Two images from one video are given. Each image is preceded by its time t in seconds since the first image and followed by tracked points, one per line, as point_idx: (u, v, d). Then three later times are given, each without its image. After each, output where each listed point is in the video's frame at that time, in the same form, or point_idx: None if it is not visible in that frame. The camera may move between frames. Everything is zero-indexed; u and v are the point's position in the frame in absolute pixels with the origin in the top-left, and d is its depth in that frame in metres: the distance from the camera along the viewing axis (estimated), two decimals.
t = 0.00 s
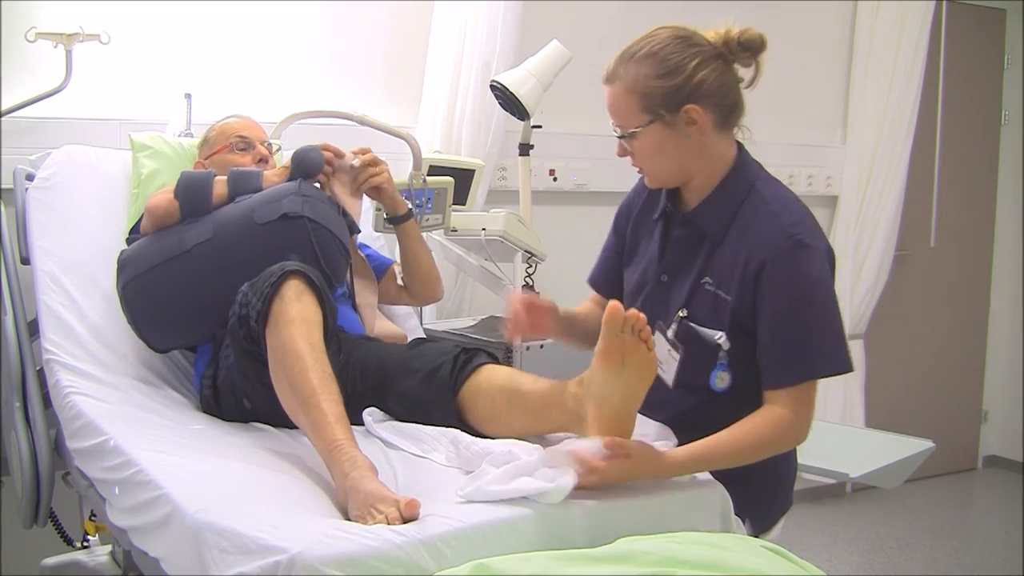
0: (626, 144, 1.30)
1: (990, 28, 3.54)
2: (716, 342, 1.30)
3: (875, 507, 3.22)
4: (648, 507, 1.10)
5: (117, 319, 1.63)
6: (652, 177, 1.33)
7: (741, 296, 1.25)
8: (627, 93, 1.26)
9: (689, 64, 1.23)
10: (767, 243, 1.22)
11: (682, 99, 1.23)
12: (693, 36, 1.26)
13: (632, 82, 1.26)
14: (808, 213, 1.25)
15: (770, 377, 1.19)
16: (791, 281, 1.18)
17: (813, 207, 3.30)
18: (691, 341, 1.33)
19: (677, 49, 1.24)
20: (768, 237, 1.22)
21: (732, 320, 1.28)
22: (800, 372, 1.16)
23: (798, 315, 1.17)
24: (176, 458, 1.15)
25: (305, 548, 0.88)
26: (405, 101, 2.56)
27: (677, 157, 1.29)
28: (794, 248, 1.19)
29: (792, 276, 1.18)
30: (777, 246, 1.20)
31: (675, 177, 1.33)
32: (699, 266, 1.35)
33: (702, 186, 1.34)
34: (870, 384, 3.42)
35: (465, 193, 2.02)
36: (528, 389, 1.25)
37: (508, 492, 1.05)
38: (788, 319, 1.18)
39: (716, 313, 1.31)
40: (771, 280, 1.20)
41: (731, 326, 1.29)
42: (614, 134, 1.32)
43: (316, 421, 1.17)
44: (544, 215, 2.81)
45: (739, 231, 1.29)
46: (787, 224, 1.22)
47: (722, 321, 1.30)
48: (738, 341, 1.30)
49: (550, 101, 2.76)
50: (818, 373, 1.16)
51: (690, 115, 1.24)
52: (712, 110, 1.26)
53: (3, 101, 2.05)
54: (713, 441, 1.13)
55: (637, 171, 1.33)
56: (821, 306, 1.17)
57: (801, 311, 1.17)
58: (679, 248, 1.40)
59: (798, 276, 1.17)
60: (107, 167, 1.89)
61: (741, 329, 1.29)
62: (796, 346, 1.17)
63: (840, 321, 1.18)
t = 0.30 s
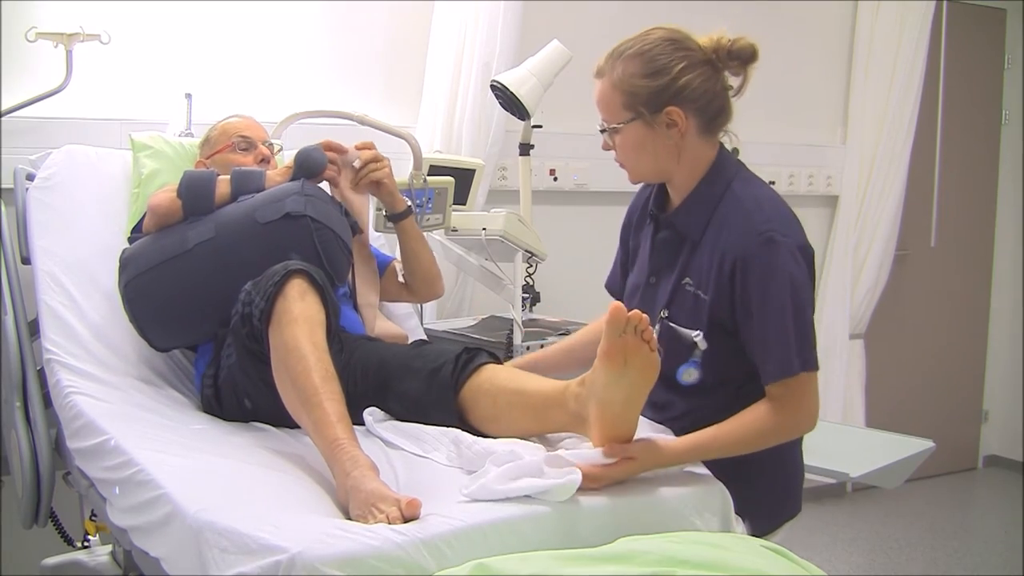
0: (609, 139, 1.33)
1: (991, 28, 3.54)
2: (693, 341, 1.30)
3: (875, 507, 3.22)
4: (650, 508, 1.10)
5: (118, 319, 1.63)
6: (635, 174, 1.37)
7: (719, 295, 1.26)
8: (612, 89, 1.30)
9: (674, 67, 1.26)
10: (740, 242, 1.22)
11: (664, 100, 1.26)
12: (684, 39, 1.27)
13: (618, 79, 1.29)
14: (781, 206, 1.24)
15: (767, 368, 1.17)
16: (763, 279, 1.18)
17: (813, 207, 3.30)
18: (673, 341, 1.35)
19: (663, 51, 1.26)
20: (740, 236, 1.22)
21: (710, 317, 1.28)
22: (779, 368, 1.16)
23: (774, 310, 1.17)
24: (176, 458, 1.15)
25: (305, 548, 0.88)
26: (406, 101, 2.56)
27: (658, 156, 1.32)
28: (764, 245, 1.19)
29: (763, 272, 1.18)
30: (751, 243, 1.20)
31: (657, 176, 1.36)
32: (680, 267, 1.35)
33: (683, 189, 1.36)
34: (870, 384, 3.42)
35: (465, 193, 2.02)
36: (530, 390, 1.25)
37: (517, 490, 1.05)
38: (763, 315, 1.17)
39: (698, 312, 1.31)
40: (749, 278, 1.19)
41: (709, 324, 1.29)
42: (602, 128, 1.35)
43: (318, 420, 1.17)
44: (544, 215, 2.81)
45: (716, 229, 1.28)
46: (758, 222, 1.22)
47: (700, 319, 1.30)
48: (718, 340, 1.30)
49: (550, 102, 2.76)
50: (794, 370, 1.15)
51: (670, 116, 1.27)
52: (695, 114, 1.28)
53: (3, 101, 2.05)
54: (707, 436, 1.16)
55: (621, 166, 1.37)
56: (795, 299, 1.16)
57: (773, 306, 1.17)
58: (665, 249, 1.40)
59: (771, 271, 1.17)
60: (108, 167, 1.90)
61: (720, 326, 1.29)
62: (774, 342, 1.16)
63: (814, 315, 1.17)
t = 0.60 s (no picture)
0: (610, 137, 1.34)
1: (991, 28, 3.54)
2: (694, 334, 1.30)
3: (874, 507, 3.22)
4: (651, 508, 1.10)
5: (118, 319, 1.63)
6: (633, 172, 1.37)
7: (720, 289, 1.26)
8: (612, 87, 1.31)
9: (672, 65, 1.27)
10: (738, 235, 1.23)
11: (663, 97, 1.27)
12: (684, 39, 1.29)
13: (618, 77, 1.30)
14: (780, 201, 1.25)
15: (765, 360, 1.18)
16: (762, 271, 1.19)
17: (813, 207, 3.30)
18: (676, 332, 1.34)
19: (662, 50, 1.28)
20: (738, 229, 1.23)
21: (711, 311, 1.29)
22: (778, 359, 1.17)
23: (775, 303, 1.18)
24: (176, 458, 1.15)
25: (305, 548, 0.88)
26: (406, 101, 2.56)
27: (656, 153, 1.32)
28: (763, 238, 1.20)
29: (762, 264, 1.18)
30: (748, 235, 1.21)
31: (655, 174, 1.36)
32: (680, 261, 1.36)
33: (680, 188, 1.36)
34: (870, 384, 3.42)
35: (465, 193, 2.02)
36: (531, 393, 1.25)
37: (532, 488, 1.06)
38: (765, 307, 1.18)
39: (699, 306, 1.31)
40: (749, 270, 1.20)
41: (710, 317, 1.30)
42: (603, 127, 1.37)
43: (318, 420, 1.17)
44: (544, 215, 2.81)
45: (715, 223, 1.29)
46: (756, 215, 1.23)
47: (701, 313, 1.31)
48: (719, 333, 1.30)
49: (550, 102, 2.76)
50: (788, 364, 1.17)
51: (668, 113, 1.27)
52: (693, 111, 1.29)
53: (3, 101, 2.05)
54: (716, 427, 1.19)
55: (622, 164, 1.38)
56: (795, 291, 1.17)
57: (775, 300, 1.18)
58: (666, 246, 1.41)
59: (771, 262, 1.18)
60: (108, 167, 1.89)
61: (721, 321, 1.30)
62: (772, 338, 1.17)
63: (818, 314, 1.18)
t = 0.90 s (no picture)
0: (618, 132, 1.34)
1: (991, 28, 3.54)
2: (702, 322, 1.29)
3: (875, 507, 3.22)
4: (652, 506, 1.11)
5: (118, 319, 1.63)
6: (640, 166, 1.37)
7: (729, 276, 1.26)
8: (619, 82, 1.31)
9: (679, 60, 1.28)
10: (747, 223, 1.23)
11: (671, 90, 1.27)
12: (691, 34, 1.29)
13: (626, 72, 1.31)
14: (786, 188, 1.26)
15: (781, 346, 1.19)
16: (774, 258, 1.19)
17: (812, 207, 3.30)
18: (680, 322, 1.33)
19: (669, 45, 1.28)
20: (747, 216, 1.24)
21: (720, 300, 1.28)
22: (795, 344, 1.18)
23: (789, 288, 1.18)
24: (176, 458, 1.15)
25: (306, 548, 0.88)
26: (406, 101, 2.56)
27: (664, 147, 1.33)
28: (771, 224, 1.20)
29: (775, 251, 1.19)
30: (757, 222, 1.22)
31: (663, 168, 1.36)
32: (688, 250, 1.36)
33: (689, 181, 1.36)
34: (870, 384, 3.42)
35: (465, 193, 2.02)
36: (533, 390, 1.25)
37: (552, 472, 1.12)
38: (779, 293, 1.18)
39: (706, 295, 1.31)
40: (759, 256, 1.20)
41: (718, 306, 1.29)
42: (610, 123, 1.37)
43: (318, 420, 1.17)
44: (544, 215, 2.81)
45: (724, 212, 1.29)
46: (764, 203, 1.23)
47: (709, 301, 1.30)
48: (728, 321, 1.30)
49: (550, 102, 2.76)
50: (810, 345, 1.17)
51: (677, 107, 1.27)
52: (701, 105, 1.29)
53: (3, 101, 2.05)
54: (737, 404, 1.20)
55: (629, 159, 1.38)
56: (808, 273, 1.17)
57: (793, 286, 1.17)
58: (674, 237, 1.40)
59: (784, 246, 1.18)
60: (108, 168, 1.89)
61: (731, 310, 1.29)
62: (789, 322, 1.18)
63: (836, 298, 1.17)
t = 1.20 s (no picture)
0: (645, 126, 1.35)
1: (991, 29, 3.54)
2: (720, 307, 1.29)
3: (874, 507, 3.22)
4: (651, 503, 1.11)
5: (118, 319, 1.63)
6: (663, 160, 1.38)
7: (749, 263, 1.27)
8: (648, 77, 1.32)
9: (708, 56, 1.28)
10: (769, 211, 1.24)
11: (701, 86, 1.28)
12: (720, 30, 1.30)
13: (655, 67, 1.31)
14: (811, 183, 1.28)
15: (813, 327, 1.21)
16: (799, 244, 1.20)
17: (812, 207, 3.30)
18: (696, 309, 1.33)
19: (699, 41, 1.29)
20: (769, 203, 1.25)
21: (739, 288, 1.28)
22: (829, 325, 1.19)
23: (815, 274, 1.19)
24: (176, 458, 1.15)
25: (306, 548, 0.88)
26: (405, 101, 2.56)
27: (691, 142, 1.33)
28: (795, 212, 1.22)
29: (799, 238, 1.20)
30: (780, 209, 1.23)
31: (687, 163, 1.37)
32: (708, 239, 1.36)
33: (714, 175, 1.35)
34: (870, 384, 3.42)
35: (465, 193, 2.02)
36: (527, 387, 1.24)
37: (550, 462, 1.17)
38: (804, 279, 1.20)
39: (724, 282, 1.31)
40: (782, 242, 1.22)
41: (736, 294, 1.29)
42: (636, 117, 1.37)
43: (318, 421, 1.17)
44: (544, 215, 2.81)
45: (747, 202, 1.30)
46: (787, 191, 1.25)
47: (726, 287, 1.30)
48: (745, 309, 1.30)
49: (550, 102, 2.77)
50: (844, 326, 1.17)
51: (706, 103, 1.28)
52: (729, 101, 1.30)
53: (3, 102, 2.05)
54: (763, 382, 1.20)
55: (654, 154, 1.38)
56: (831, 261, 1.19)
57: (823, 271, 1.19)
58: (696, 227, 1.41)
59: (809, 234, 1.20)
60: (108, 168, 1.89)
61: (748, 299, 1.29)
62: (820, 305, 1.19)
63: (864, 281, 1.19)
